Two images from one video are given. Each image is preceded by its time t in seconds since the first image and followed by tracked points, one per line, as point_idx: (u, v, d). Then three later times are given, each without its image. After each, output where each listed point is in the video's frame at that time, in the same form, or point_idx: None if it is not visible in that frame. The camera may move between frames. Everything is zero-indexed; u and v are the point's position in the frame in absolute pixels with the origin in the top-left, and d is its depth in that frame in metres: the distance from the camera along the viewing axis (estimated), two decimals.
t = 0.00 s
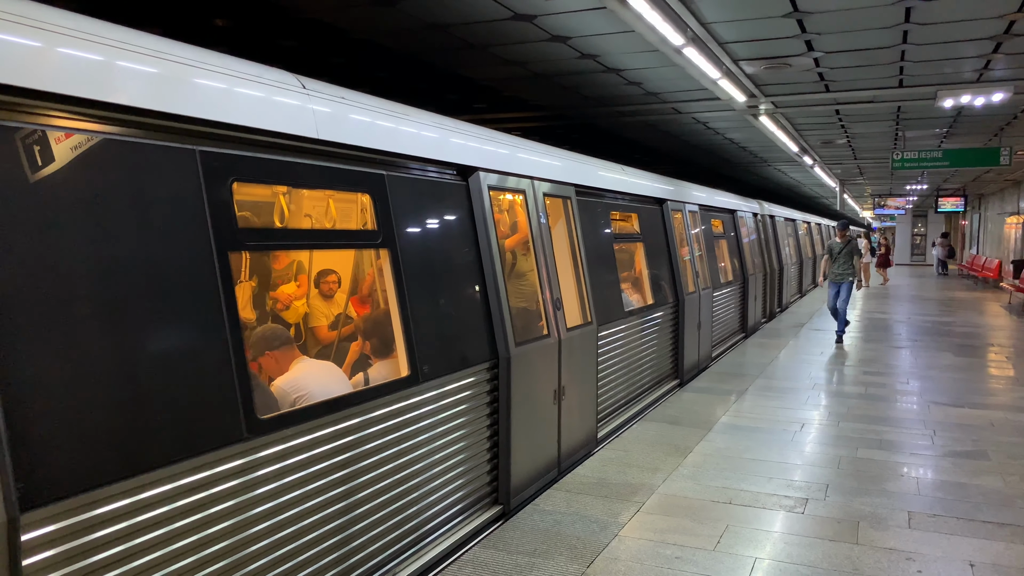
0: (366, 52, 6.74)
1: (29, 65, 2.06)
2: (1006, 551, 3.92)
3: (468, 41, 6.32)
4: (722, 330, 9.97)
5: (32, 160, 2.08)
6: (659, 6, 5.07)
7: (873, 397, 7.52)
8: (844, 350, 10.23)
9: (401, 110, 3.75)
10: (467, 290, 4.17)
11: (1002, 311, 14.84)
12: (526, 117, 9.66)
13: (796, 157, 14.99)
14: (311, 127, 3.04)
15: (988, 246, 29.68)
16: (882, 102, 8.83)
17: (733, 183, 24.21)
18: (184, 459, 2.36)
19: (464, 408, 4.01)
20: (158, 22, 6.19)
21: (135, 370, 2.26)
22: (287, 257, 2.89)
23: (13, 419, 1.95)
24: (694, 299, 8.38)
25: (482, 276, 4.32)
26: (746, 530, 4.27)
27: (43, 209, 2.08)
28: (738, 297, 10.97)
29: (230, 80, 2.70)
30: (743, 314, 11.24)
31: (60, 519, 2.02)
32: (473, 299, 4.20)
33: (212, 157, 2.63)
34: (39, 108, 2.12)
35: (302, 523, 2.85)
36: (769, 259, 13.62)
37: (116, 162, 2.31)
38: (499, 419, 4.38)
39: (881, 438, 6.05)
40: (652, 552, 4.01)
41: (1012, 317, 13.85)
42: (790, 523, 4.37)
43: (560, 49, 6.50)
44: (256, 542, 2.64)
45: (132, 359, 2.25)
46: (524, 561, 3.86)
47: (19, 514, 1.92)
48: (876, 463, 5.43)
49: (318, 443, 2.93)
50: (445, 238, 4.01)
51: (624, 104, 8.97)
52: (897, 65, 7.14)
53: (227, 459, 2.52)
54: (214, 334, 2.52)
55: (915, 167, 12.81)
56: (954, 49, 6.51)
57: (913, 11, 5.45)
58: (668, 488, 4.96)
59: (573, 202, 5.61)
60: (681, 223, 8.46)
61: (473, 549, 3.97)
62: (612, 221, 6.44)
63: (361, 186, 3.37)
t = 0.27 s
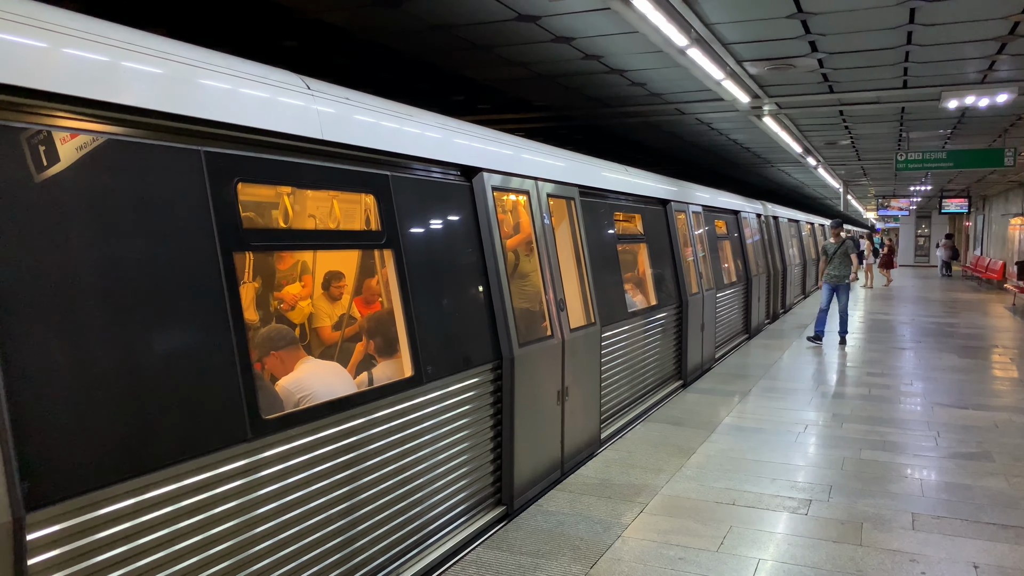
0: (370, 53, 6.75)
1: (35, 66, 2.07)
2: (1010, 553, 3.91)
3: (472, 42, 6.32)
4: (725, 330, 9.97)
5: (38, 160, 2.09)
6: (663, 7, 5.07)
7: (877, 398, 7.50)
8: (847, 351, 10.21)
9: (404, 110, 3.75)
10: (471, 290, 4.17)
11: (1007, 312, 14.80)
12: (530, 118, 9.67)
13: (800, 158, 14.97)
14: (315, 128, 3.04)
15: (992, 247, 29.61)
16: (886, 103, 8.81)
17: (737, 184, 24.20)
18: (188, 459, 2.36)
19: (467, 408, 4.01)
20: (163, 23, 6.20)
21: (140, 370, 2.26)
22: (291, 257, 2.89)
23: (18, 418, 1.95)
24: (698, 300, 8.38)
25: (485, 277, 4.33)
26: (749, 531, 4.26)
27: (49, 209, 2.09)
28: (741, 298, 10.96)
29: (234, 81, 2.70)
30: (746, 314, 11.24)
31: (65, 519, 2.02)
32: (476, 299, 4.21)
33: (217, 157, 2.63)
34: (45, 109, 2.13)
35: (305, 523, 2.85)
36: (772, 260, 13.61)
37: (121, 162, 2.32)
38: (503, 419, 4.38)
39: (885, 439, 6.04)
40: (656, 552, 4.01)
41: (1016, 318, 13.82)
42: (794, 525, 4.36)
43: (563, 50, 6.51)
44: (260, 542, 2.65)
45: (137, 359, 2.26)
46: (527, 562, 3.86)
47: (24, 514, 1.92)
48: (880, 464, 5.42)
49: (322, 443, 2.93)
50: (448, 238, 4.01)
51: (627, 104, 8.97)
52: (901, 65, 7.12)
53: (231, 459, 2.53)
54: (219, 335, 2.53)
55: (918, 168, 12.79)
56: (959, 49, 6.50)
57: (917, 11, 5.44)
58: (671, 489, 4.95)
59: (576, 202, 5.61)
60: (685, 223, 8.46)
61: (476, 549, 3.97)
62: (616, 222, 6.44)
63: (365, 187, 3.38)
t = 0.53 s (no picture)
0: (372, 53, 6.75)
1: (38, 66, 2.07)
2: (1012, 555, 3.90)
3: (474, 43, 6.33)
4: (727, 331, 9.96)
5: (40, 160, 2.10)
6: (665, 9, 5.08)
7: (878, 399, 7.50)
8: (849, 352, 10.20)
9: (406, 110, 3.76)
10: (473, 291, 4.17)
11: (1009, 313, 14.79)
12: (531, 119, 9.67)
13: (802, 159, 14.97)
14: (317, 128, 3.05)
15: (994, 248, 29.58)
16: (888, 104, 8.81)
17: (738, 185, 24.20)
18: (189, 460, 2.36)
19: (469, 409, 4.01)
20: (165, 23, 6.21)
21: (142, 371, 2.26)
22: (294, 258, 2.90)
23: (21, 418, 1.96)
24: (699, 301, 8.38)
25: (487, 277, 4.33)
26: (751, 533, 4.26)
27: (52, 210, 2.10)
28: (743, 299, 10.96)
29: (237, 82, 2.70)
30: (748, 315, 11.23)
31: (67, 519, 2.02)
32: (478, 300, 4.21)
33: (219, 158, 2.64)
34: (46, 109, 2.13)
35: (307, 523, 2.85)
36: (774, 261, 13.60)
37: (124, 162, 2.32)
38: (505, 420, 4.38)
39: (887, 441, 6.03)
40: (657, 554, 4.01)
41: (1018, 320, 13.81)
42: (795, 526, 4.36)
43: (565, 51, 6.51)
44: (262, 543, 2.65)
45: (138, 359, 2.26)
46: (528, 563, 3.86)
47: (27, 514, 1.93)
48: (881, 466, 5.42)
49: (324, 444, 2.93)
50: (450, 238, 4.01)
51: (629, 105, 8.97)
52: (903, 66, 7.12)
53: (233, 459, 2.53)
54: (221, 335, 2.53)
55: (920, 169, 12.78)
56: (961, 51, 6.50)
57: (920, 13, 5.44)
58: (673, 490, 4.95)
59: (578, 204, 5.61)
60: (686, 225, 8.46)
61: (477, 550, 3.97)
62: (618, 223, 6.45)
63: (367, 187, 3.38)
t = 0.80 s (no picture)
0: (374, 53, 6.75)
1: (40, 65, 2.07)
2: (1014, 555, 3.89)
3: (476, 43, 6.33)
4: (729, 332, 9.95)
5: (43, 160, 2.10)
6: (668, 8, 5.07)
7: (880, 400, 7.48)
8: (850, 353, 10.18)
9: (408, 110, 3.76)
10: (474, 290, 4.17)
11: (1011, 313, 14.76)
12: (533, 118, 9.67)
13: (804, 159, 14.95)
14: (319, 128, 3.05)
15: (997, 248, 29.54)
16: (891, 104, 8.79)
17: (740, 185, 24.18)
18: (191, 459, 2.37)
19: (471, 408, 4.01)
20: (167, 23, 6.21)
21: (144, 370, 2.26)
22: (296, 258, 2.90)
23: (23, 417, 1.96)
24: (701, 301, 8.37)
25: (489, 277, 4.32)
26: (753, 533, 4.26)
27: (54, 209, 2.10)
28: (745, 299, 10.95)
29: (239, 81, 2.71)
30: (750, 315, 11.23)
31: (68, 519, 2.03)
32: (480, 299, 4.20)
33: (222, 158, 2.64)
34: (49, 109, 2.13)
35: (308, 523, 2.85)
36: (776, 261, 13.59)
37: (126, 162, 2.32)
38: (506, 420, 4.38)
39: (889, 441, 6.03)
40: (659, 554, 4.00)
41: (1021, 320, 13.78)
42: (797, 526, 4.36)
43: (567, 51, 6.51)
44: (263, 542, 2.65)
45: (140, 358, 2.26)
46: (530, 563, 3.86)
47: (28, 513, 1.93)
48: (884, 466, 5.41)
49: (325, 443, 2.93)
50: (452, 238, 4.01)
51: (631, 105, 8.96)
52: (906, 66, 7.11)
53: (235, 459, 2.53)
54: (223, 335, 2.53)
55: (923, 170, 12.76)
56: (964, 50, 6.49)
57: (923, 13, 5.43)
58: (674, 491, 4.95)
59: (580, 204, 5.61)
60: (688, 224, 8.45)
61: (479, 550, 3.96)
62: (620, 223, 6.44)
63: (369, 187, 3.38)
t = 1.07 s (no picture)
0: (378, 52, 6.76)
1: (44, 64, 2.07)
2: (1020, 555, 3.88)
3: (479, 42, 6.32)
4: (733, 330, 9.94)
5: (48, 159, 2.10)
6: (671, 7, 5.07)
7: (884, 399, 7.47)
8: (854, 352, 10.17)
9: (411, 109, 3.75)
10: (477, 289, 4.16)
11: (1016, 312, 14.72)
12: (537, 117, 9.66)
13: (808, 158, 14.92)
14: (323, 127, 3.05)
15: (1001, 247, 29.45)
16: (895, 102, 8.77)
17: (744, 184, 24.14)
18: (195, 459, 2.37)
19: (474, 408, 4.00)
20: (171, 22, 6.23)
21: (148, 370, 2.27)
22: (299, 257, 2.90)
23: (28, 416, 1.96)
24: (705, 300, 8.35)
25: (492, 276, 4.32)
26: (757, 532, 4.25)
27: (59, 208, 2.10)
28: (749, 298, 10.93)
29: (243, 80, 2.71)
30: (754, 314, 11.21)
31: (73, 517, 2.03)
32: (483, 298, 4.20)
33: (225, 157, 2.64)
34: (53, 108, 2.13)
35: (312, 522, 2.85)
36: (779, 260, 13.57)
37: (130, 161, 2.32)
38: (510, 419, 4.37)
39: (893, 441, 6.01)
40: (663, 553, 4.00)
41: None
42: (801, 526, 4.35)
43: (571, 49, 6.50)
44: (267, 541, 2.65)
45: (145, 357, 2.26)
46: (534, 562, 3.86)
47: (33, 512, 1.93)
48: (888, 466, 5.40)
49: (329, 443, 2.93)
50: (455, 237, 4.01)
51: (634, 104, 8.95)
52: (910, 65, 7.08)
53: (238, 458, 2.53)
54: (226, 334, 2.53)
55: (927, 168, 12.72)
56: (969, 48, 6.46)
57: (927, 10, 5.41)
58: (678, 490, 4.94)
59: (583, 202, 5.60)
60: (691, 223, 8.43)
61: (482, 549, 3.97)
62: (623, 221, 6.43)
63: (372, 186, 3.38)
